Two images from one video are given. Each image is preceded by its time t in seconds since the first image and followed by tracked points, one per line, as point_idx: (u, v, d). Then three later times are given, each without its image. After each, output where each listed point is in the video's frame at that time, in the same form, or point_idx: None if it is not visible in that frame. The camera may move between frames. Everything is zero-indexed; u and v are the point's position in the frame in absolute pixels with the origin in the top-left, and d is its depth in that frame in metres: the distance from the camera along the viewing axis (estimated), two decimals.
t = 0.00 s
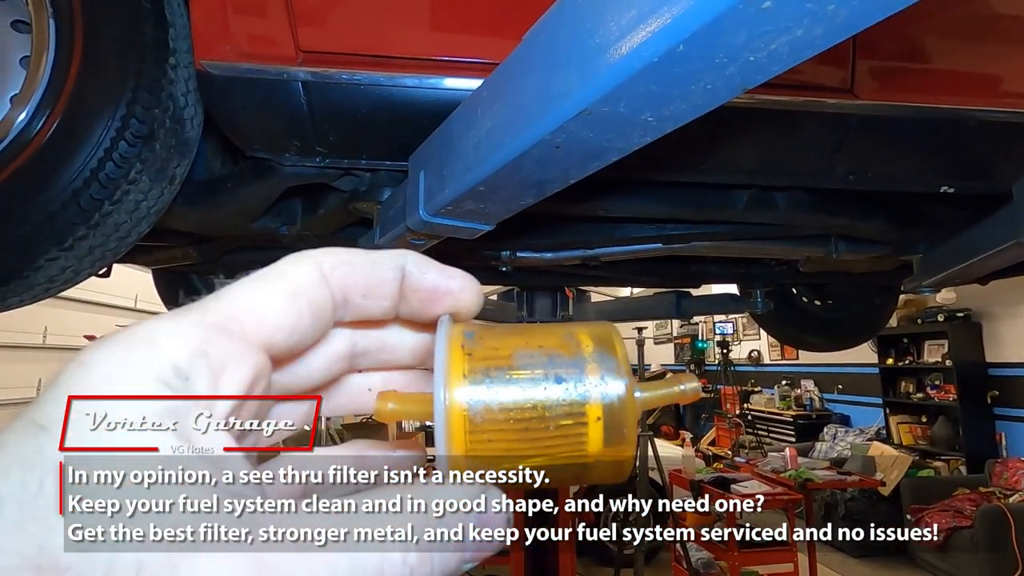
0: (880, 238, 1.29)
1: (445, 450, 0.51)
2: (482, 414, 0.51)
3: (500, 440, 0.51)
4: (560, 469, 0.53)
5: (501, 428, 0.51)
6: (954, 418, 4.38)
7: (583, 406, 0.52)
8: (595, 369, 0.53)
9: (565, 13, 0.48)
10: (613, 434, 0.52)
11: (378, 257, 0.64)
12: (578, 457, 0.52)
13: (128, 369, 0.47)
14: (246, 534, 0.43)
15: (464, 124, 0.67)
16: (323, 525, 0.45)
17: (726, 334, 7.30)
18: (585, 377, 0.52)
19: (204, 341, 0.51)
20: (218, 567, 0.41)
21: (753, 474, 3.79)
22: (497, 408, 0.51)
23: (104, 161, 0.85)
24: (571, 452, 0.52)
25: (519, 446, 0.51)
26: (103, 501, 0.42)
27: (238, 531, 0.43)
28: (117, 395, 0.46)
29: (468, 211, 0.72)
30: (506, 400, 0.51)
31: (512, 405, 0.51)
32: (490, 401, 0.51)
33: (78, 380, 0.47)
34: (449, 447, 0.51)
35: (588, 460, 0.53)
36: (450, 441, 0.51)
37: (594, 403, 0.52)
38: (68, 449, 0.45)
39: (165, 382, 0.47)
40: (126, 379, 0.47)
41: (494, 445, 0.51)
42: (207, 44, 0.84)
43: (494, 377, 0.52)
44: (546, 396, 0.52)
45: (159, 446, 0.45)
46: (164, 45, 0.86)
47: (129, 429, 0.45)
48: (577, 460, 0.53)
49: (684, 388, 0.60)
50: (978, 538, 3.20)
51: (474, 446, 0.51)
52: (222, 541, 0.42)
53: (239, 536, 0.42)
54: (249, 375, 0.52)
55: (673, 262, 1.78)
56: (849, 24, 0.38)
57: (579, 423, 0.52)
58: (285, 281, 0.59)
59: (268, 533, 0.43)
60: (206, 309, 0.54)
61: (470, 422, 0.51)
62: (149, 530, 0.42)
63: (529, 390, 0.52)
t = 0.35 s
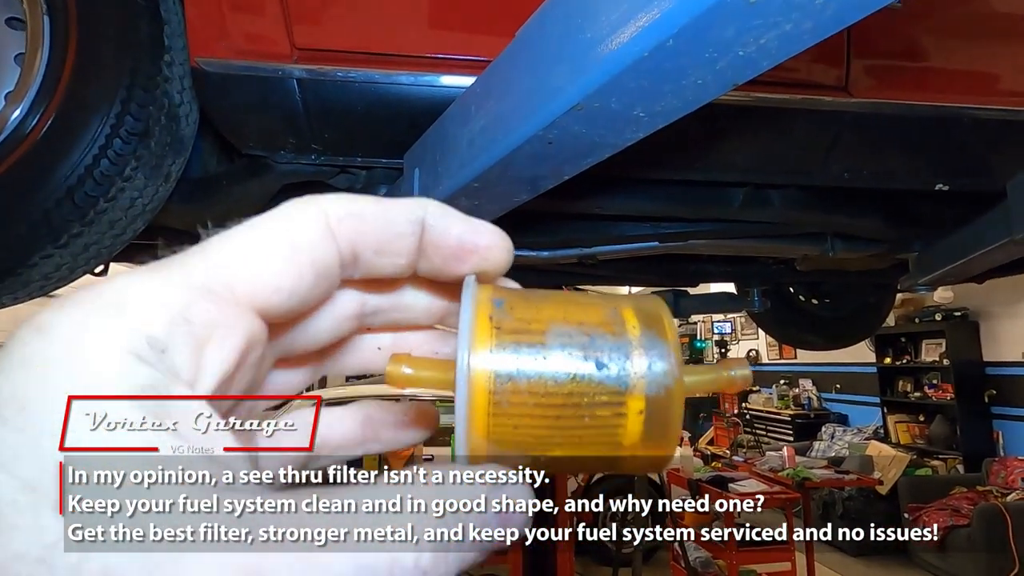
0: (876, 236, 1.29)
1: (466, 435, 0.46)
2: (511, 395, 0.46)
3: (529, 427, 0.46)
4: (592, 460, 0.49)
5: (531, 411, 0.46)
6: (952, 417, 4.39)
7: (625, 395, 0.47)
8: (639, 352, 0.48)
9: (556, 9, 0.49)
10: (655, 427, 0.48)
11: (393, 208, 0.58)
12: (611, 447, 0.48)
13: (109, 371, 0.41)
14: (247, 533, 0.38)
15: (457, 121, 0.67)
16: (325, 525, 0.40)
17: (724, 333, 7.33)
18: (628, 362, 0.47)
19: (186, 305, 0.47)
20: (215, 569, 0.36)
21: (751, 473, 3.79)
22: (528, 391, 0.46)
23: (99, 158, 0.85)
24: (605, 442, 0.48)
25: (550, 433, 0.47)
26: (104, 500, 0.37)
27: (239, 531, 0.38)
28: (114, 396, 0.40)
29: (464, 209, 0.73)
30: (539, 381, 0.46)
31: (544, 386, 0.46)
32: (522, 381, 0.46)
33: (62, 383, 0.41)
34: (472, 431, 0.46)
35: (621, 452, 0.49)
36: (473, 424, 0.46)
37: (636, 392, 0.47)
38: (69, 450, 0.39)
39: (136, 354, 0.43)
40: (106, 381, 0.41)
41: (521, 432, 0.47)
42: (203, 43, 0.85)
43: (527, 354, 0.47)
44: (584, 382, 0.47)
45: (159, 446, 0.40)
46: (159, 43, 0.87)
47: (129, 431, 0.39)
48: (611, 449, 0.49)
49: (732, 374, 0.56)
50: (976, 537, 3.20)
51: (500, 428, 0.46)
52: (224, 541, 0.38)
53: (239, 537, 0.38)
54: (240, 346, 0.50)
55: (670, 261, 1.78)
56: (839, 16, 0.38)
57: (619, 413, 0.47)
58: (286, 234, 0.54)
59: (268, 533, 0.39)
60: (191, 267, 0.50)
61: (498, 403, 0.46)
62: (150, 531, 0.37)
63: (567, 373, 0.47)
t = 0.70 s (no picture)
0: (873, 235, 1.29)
1: (440, 367, 0.48)
2: (482, 325, 0.48)
3: (500, 357, 0.48)
4: (564, 390, 0.50)
5: (502, 341, 0.48)
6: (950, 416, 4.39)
7: (592, 320, 0.48)
8: (606, 279, 0.49)
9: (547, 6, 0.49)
10: (623, 349, 0.49)
11: (361, 150, 0.57)
12: (582, 376, 0.49)
13: (96, 353, 0.40)
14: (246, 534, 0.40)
15: (450, 119, 0.67)
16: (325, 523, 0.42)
17: (722, 333, 7.33)
18: (594, 288, 0.49)
19: (158, 244, 0.48)
20: (218, 564, 0.40)
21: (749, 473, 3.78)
22: (497, 321, 0.48)
23: (91, 157, 0.85)
24: (577, 371, 0.49)
25: (519, 361, 0.48)
26: (103, 500, 0.38)
27: (238, 530, 0.40)
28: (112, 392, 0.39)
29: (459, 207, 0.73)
30: (508, 310, 0.48)
31: (514, 316, 0.48)
32: (490, 311, 0.48)
33: (63, 379, 0.40)
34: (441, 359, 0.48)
35: (594, 380, 0.50)
36: (445, 354, 0.48)
37: (603, 317, 0.48)
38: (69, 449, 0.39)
39: (111, 290, 0.43)
40: (97, 365, 0.40)
41: (491, 360, 0.48)
42: (196, 41, 0.85)
43: (496, 287, 0.48)
44: (551, 311, 0.48)
45: (159, 447, 0.39)
46: (153, 41, 0.87)
47: (127, 430, 0.39)
48: (583, 378, 0.49)
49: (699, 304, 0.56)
50: (973, 537, 3.21)
51: (471, 358, 0.48)
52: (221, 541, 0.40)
53: (238, 537, 0.40)
54: (214, 287, 0.50)
55: (668, 261, 1.79)
56: (830, 14, 0.38)
57: (586, 339, 0.48)
58: (254, 178, 0.54)
59: (268, 533, 0.40)
60: (161, 208, 0.50)
61: (469, 332, 0.48)
62: (150, 530, 0.39)
63: (534, 303, 0.48)
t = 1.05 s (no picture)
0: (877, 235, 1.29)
1: (453, 392, 0.48)
2: (505, 358, 0.47)
3: (519, 391, 0.48)
4: (577, 435, 0.50)
5: (524, 376, 0.48)
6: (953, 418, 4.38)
7: (622, 375, 0.48)
8: (643, 334, 0.48)
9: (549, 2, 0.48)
10: (644, 408, 0.48)
11: (405, 161, 0.56)
12: (597, 426, 0.49)
13: (99, 355, 0.39)
14: (246, 534, 0.38)
15: (451, 117, 0.66)
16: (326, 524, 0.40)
17: (725, 333, 7.33)
18: (628, 340, 0.48)
19: (175, 248, 0.46)
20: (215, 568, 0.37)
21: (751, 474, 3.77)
22: (522, 354, 0.47)
23: (92, 154, 0.84)
24: (594, 421, 0.49)
25: (537, 399, 0.48)
26: (104, 500, 0.37)
27: (238, 531, 0.38)
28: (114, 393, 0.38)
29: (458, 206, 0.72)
30: (536, 347, 0.47)
31: (541, 356, 0.47)
32: (518, 343, 0.47)
33: (62, 381, 0.39)
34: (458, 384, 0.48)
35: (609, 432, 0.50)
36: (463, 379, 0.48)
37: (632, 375, 0.48)
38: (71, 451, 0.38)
39: (120, 292, 0.42)
40: (102, 377, 0.39)
41: (508, 394, 0.48)
42: (197, 38, 0.85)
43: (527, 318, 0.48)
44: (582, 357, 0.47)
45: (160, 447, 0.38)
46: (153, 38, 0.86)
47: (128, 430, 0.38)
48: (599, 428, 0.49)
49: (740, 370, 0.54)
50: (977, 538, 3.19)
51: (491, 388, 0.48)
52: (222, 542, 0.38)
53: (238, 537, 0.38)
54: (230, 297, 0.49)
55: (670, 260, 1.78)
56: (832, 8, 0.37)
57: (612, 391, 0.48)
58: (285, 185, 0.52)
59: (268, 534, 0.39)
60: (189, 209, 0.49)
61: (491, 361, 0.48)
62: (149, 531, 0.37)
63: (565, 346, 0.47)
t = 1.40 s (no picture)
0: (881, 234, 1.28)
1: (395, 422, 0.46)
2: (451, 380, 0.45)
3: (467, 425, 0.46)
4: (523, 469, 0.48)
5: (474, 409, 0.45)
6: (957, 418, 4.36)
7: (574, 419, 0.45)
8: (601, 375, 0.46)
9: None
10: (593, 454, 0.46)
11: (367, 167, 0.51)
12: (543, 464, 0.47)
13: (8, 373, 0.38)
14: (247, 535, 0.39)
15: (449, 114, 0.66)
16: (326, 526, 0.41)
17: (727, 333, 7.32)
18: (585, 379, 0.45)
19: (102, 257, 0.44)
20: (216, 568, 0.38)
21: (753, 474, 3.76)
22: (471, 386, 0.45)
23: (89, 153, 0.84)
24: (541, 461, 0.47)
25: (485, 435, 0.46)
26: (104, 500, 0.37)
27: (239, 531, 0.39)
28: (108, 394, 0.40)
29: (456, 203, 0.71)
30: (486, 374, 0.45)
31: (489, 383, 0.45)
32: (469, 375, 0.45)
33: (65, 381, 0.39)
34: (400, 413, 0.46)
35: (555, 471, 0.48)
36: (405, 408, 0.45)
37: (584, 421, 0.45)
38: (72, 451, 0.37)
39: (36, 304, 0.40)
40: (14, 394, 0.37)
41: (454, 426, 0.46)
42: (195, 36, 0.84)
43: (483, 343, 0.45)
44: (534, 397, 0.45)
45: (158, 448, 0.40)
46: (150, 35, 0.86)
47: (126, 433, 0.40)
48: (544, 467, 0.47)
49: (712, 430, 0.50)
50: (982, 538, 3.18)
51: (436, 418, 0.46)
52: (224, 541, 0.39)
53: (239, 537, 0.39)
54: (163, 308, 0.47)
55: (672, 260, 1.77)
56: None
57: (563, 435, 0.45)
58: (236, 192, 0.47)
59: (269, 535, 0.39)
60: (123, 216, 0.46)
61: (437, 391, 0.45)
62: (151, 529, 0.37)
63: (518, 382, 0.45)
